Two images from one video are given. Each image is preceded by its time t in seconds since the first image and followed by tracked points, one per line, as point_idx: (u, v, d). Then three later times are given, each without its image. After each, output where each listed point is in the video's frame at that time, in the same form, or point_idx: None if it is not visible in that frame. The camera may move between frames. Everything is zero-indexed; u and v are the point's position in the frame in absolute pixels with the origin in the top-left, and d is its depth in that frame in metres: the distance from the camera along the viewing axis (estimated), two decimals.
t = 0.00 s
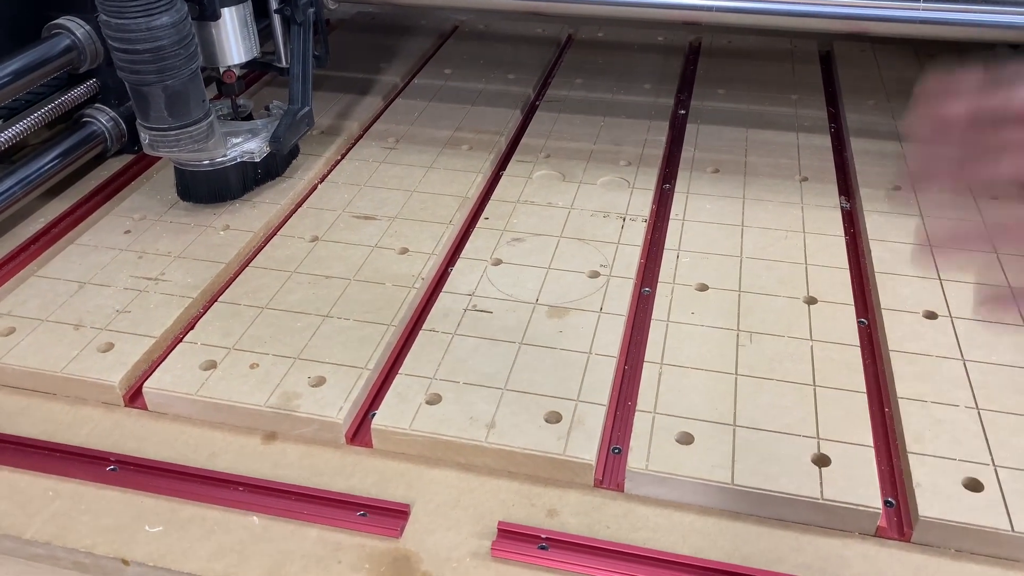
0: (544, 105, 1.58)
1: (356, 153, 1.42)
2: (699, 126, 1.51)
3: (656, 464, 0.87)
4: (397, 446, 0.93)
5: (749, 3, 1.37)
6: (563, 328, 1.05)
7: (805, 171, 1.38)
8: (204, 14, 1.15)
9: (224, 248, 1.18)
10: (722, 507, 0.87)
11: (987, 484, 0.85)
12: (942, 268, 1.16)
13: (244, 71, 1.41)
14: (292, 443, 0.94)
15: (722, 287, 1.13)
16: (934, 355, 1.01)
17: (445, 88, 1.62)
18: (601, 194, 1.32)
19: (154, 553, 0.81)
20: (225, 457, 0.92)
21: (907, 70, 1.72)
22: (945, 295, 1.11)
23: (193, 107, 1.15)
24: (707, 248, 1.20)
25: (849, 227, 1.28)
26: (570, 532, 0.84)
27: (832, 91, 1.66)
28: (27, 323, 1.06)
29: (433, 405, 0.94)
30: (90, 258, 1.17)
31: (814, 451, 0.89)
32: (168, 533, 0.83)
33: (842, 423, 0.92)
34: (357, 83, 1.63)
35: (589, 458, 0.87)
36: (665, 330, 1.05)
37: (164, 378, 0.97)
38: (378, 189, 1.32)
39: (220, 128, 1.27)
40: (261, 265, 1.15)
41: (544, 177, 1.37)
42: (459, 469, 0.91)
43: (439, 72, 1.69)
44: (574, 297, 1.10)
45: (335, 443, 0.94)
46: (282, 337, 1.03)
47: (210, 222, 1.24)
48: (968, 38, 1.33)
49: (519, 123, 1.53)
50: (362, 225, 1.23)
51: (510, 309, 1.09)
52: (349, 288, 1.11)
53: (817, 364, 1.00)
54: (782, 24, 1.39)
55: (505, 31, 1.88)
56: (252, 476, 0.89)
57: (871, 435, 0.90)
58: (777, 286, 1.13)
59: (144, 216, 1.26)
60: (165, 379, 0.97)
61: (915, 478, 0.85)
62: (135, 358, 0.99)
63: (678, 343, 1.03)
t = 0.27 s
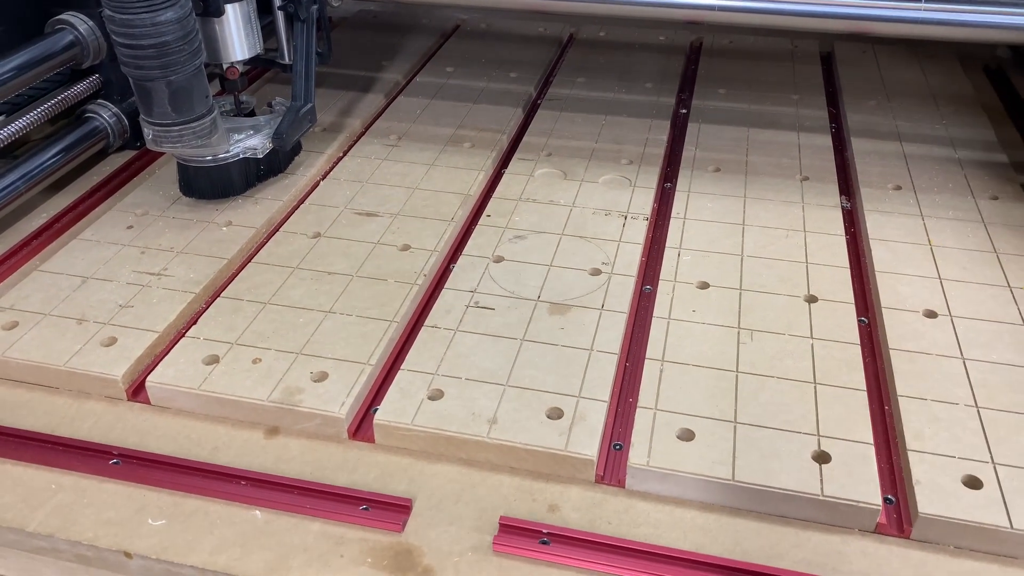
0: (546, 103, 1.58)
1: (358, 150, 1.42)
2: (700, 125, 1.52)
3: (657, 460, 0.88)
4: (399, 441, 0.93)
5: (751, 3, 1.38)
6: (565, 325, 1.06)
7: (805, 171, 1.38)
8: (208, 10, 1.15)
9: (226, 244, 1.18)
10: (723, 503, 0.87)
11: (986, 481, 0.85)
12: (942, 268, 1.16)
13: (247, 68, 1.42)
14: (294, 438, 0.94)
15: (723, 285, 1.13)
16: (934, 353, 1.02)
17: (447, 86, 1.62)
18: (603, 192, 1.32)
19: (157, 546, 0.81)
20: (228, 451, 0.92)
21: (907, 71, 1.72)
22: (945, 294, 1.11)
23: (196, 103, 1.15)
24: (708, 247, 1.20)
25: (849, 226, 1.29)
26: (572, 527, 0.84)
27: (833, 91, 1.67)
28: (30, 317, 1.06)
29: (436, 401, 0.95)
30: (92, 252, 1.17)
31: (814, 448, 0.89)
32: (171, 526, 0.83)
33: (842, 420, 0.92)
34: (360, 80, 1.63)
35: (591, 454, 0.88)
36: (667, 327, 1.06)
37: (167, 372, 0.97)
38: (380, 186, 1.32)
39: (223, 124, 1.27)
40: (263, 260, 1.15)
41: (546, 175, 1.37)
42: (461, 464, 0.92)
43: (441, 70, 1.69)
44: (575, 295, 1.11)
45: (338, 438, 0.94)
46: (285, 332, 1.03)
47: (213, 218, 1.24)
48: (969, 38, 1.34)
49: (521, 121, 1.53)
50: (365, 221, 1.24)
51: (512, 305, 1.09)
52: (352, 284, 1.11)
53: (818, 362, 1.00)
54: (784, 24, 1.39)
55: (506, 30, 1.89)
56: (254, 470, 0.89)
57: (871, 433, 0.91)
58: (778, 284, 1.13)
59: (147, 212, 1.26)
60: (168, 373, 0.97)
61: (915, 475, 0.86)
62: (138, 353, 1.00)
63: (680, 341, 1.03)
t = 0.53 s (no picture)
0: (543, 100, 1.58)
1: (355, 146, 1.42)
2: (697, 123, 1.52)
3: (651, 456, 0.87)
4: (393, 437, 0.93)
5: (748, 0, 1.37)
6: (560, 321, 1.06)
7: (802, 169, 1.38)
8: (204, 5, 1.15)
9: (221, 239, 1.18)
10: (717, 500, 0.87)
11: (981, 478, 0.85)
12: (938, 266, 1.16)
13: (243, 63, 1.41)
14: (288, 433, 0.94)
15: (719, 282, 1.13)
16: (929, 350, 1.02)
17: (444, 83, 1.62)
18: (599, 189, 1.32)
19: (149, 540, 0.81)
20: (221, 446, 0.92)
21: (905, 70, 1.72)
22: (940, 292, 1.11)
23: (191, 98, 1.15)
24: (704, 244, 1.20)
25: (845, 224, 1.28)
26: (565, 523, 0.84)
27: (830, 90, 1.67)
28: (23, 311, 1.05)
29: (430, 397, 0.94)
30: (87, 247, 1.17)
31: (809, 444, 0.89)
32: (163, 521, 0.83)
33: (837, 417, 0.92)
34: (356, 77, 1.63)
35: (585, 450, 0.88)
36: (662, 324, 1.06)
37: (161, 367, 0.97)
38: (377, 182, 1.32)
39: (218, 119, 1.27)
40: (258, 256, 1.15)
41: (542, 172, 1.37)
42: (455, 460, 0.92)
43: (439, 67, 1.69)
44: (570, 291, 1.11)
45: (331, 433, 0.94)
46: (279, 328, 1.03)
47: (208, 213, 1.24)
48: (966, 36, 1.34)
49: (518, 118, 1.53)
50: (360, 217, 1.23)
51: (507, 302, 1.09)
52: (347, 280, 1.11)
53: (813, 359, 1.00)
54: (781, 21, 1.39)
55: (504, 27, 1.88)
56: (248, 465, 0.89)
57: (865, 429, 0.91)
58: (773, 281, 1.13)
59: (142, 207, 1.26)
60: (161, 368, 0.97)
61: (909, 472, 0.86)
62: (131, 348, 0.99)
63: (675, 337, 1.03)
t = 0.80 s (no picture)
0: (546, 97, 1.58)
1: (358, 143, 1.42)
2: (701, 119, 1.52)
3: (654, 452, 0.87)
4: (397, 432, 0.93)
5: None
6: (563, 317, 1.05)
7: (805, 166, 1.38)
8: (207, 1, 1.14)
9: (225, 234, 1.18)
10: (721, 496, 0.87)
11: (985, 475, 0.85)
12: (942, 263, 1.16)
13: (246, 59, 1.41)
14: (292, 428, 0.94)
15: (723, 278, 1.13)
16: (933, 347, 1.01)
17: (447, 80, 1.62)
18: (603, 186, 1.32)
19: (153, 535, 0.81)
20: (225, 441, 0.92)
21: (908, 67, 1.72)
22: (944, 289, 1.11)
23: (195, 93, 1.15)
24: (707, 240, 1.20)
25: (849, 221, 1.28)
26: (569, 518, 0.84)
27: (834, 87, 1.67)
28: (27, 306, 1.06)
29: (433, 392, 0.94)
30: (90, 242, 1.17)
31: (812, 440, 0.89)
32: (167, 516, 0.83)
33: (841, 414, 0.92)
34: (359, 73, 1.63)
35: (588, 445, 0.88)
36: (665, 320, 1.05)
37: (164, 362, 0.97)
38: (380, 178, 1.32)
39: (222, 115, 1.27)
40: (261, 251, 1.15)
41: (545, 168, 1.37)
42: (458, 455, 0.92)
43: (441, 63, 1.69)
44: (574, 287, 1.10)
45: (335, 428, 0.94)
46: (283, 323, 1.03)
47: (211, 209, 1.23)
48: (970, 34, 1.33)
49: (521, 115, 1.53)
50: (363, 213, 1.23)
51: (511, 298, 1.09)
52: (350, 276, 1.11)
53: (816, 355, 1.00)
54: (785, 18, 1.39)
55: (507, 24, 1.88)
56: (251, 460, 0.89)
57: (869, 426, 0.91)
58: (777, 278, 1.13)
59: (145, 202, 1.26)
60: (165, 363, 0.97)
61: (913, 468, 0.86)
62: (135, 342, 0.99)
63: (679, 334, 1.03)
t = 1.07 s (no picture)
0: (554, 96, 1.57)
1: (366, 142, 1.41)
2: (710, 119, 1.51)
3: (665, 454, 0.87)
4: (406, 433, 0.92)
5: None
6: (572, 318, 1.05)
7: (816, 166, 1.37)
8: None
9: (233, 234, 1.18)
10: (731, 499, 0.86)
11: (998, 479, 0.84)
12: (954, 265, 1.15)
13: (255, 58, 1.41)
14: (300, 429, 0.94)
15: (733, 280, 1.12)
16: (945, 350, 1.01)
17: (455, 79, 1.61)
18: (612, 186, 1.32)
19: (161, 535, 0.81)
20: (233, 441, 0.92)
21: (919, 67, 1.71)
22: (956, 291, 1.10)
23: (204, 92, 1.15)
24: (717, 241, 1.19)
25: (860, 221, 1.27)
26: (578, 521, 0.84)
27: (844, 87, 1.66)
28: (36, 305, 1.06)
29: (442, 393, 0.94)
30: (99, 242, 1.17)
31: (824, 444, 0.88)
32: (176, 516, 0.83)
33: (852, 417, 0.92)
34: (367, 72, 1.62)
35: (598, 448, 0.87)
36: (675, 322, 1.05)
37: (173, 362, 0.97)
38: (388, 177, 1.32)
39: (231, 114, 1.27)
40: (270, 251, 1.15)
41: (554, 168, 1.36)
42: (467, 457, 0.91)
43: (450, 62, 1.68)
44: (583, 288, 1.10)
45: (344, 429, 0.94)
46: (292, 323, 1.03)
47: (220, 208, 1.23)
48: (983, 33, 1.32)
49: (529, 114, 1.52)
50: (372, 213, 1.23)
51: (520, 298, 1.08)
52: (359, 276, 1.10)
53: (828, 358, 1.00)
54: (795, 17, 1.38)
55: (515, 22, 1.87)
56: (260, 461, 0.89)
57: (881, 429, 0.90)
58: (787, 279, 1.12)
59: (154, 201, 1.26)
60: (174, 363, 0.97)
61: (925, 472, 0.85)
62: (144, 342, 0.99)
63: (689, 335, 1.03)
